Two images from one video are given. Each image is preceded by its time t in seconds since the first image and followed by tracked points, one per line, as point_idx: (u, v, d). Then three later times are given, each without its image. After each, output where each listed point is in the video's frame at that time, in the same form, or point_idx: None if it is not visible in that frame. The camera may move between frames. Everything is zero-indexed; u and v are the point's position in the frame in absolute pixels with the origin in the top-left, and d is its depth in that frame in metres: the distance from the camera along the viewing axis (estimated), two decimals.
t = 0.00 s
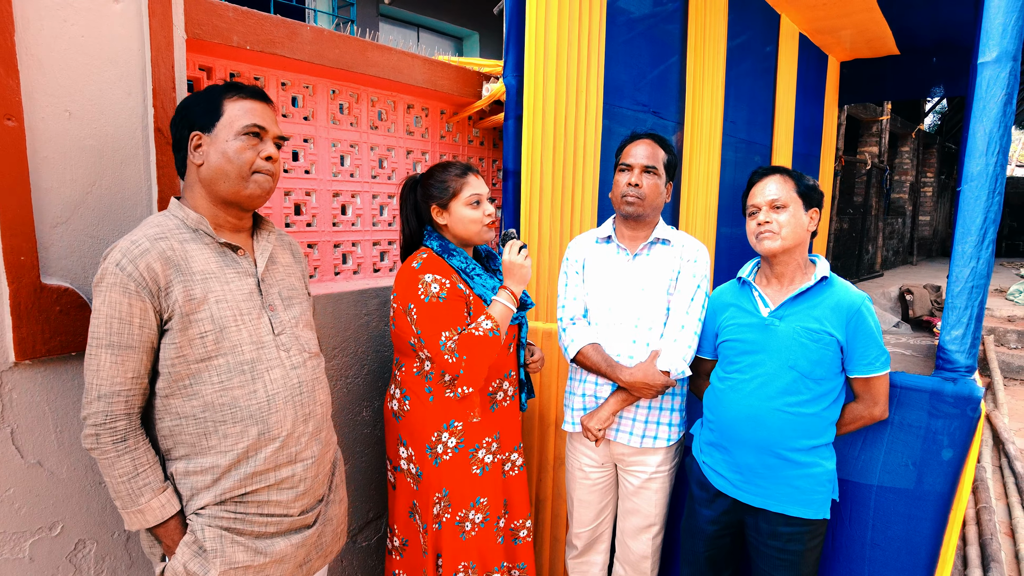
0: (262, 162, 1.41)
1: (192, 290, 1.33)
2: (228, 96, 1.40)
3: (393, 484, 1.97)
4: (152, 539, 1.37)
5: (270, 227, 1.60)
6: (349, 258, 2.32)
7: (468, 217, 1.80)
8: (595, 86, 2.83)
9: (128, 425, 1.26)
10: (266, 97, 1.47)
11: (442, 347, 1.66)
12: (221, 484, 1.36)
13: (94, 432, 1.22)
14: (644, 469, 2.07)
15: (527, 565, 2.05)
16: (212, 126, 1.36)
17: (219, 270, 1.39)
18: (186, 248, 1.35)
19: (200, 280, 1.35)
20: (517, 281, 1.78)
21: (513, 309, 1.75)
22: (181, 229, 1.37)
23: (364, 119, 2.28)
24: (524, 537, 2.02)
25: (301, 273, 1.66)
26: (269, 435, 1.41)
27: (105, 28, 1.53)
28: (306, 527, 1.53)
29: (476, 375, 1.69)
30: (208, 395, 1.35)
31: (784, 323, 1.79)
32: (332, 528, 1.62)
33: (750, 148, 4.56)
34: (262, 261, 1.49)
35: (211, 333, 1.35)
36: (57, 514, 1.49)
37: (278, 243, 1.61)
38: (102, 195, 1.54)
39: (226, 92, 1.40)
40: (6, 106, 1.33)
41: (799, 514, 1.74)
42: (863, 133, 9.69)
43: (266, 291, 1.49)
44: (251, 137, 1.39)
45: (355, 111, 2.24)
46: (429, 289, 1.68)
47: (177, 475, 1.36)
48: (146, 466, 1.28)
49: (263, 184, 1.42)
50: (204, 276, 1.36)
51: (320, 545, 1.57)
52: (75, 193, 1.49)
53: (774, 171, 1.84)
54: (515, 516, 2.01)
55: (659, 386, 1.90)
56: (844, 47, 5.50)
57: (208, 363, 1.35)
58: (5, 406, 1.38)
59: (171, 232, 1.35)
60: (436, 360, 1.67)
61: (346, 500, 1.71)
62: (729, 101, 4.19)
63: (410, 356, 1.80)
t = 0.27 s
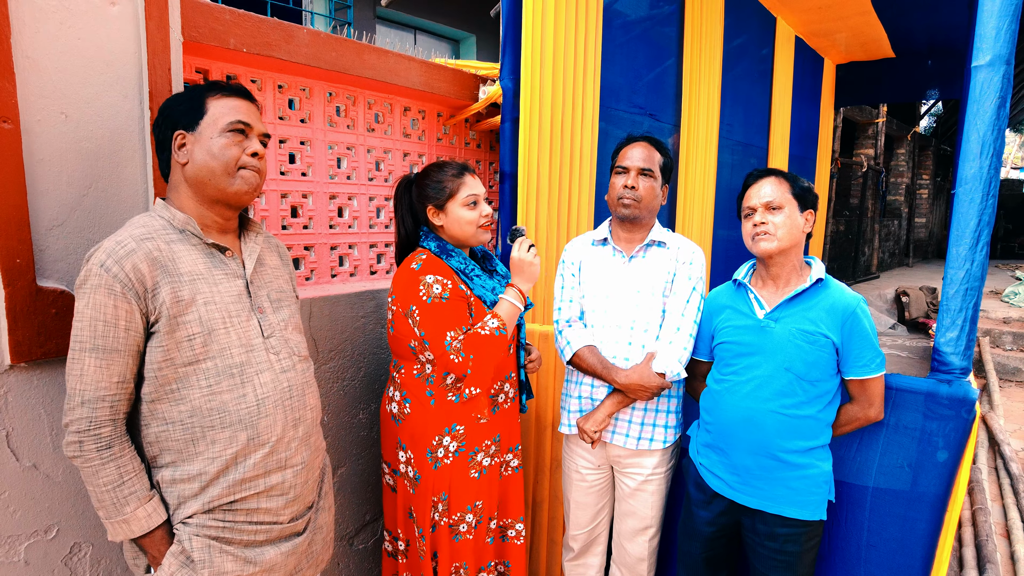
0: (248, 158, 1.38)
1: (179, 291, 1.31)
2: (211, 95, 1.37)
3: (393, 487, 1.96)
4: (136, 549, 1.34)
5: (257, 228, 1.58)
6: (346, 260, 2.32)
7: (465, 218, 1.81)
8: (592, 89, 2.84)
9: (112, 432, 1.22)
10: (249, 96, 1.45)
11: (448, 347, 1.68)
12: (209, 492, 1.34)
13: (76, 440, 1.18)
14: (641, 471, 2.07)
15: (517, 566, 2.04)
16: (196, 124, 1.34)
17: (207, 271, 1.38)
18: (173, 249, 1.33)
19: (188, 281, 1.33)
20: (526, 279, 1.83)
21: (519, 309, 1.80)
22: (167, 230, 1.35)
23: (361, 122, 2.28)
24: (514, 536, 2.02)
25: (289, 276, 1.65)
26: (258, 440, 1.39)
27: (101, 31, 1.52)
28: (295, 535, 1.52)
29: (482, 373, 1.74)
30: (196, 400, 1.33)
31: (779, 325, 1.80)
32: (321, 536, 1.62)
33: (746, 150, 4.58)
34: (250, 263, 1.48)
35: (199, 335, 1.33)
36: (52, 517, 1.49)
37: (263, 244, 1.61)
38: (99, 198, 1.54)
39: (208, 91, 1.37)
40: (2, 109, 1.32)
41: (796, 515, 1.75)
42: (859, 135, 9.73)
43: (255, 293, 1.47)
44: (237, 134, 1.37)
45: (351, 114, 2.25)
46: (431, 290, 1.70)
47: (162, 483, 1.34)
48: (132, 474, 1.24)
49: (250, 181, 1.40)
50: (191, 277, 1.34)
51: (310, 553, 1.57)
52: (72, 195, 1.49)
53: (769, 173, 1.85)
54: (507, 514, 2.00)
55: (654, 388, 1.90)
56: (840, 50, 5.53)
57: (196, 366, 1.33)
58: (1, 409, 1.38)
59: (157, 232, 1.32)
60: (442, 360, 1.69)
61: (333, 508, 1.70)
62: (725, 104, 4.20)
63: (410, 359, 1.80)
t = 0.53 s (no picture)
0: (235, 159, 1.37)
1: (164, 295, 1.29)
2: (196, 94, 1.36)
3: (393, 497, 1.94)
4: (121, 560, 1.32)
5: (245, 231, 1.56)
6: (343, 263, 2.32)
7: (467, 219, 1.80)
8: (589, 91, 2.84)
9: (94, 440, 1.20)
10: (236, 94, 1.43)
11: (496, 323, 1.64)
12: (195, 501, 1.32)
13: (56, 448, 1.16)
14: (638, 473, 2.07)
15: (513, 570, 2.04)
16: (181, 124, 1.33)
17: (193, 275, 1.35)
18: (157, 252, 1.31)
19: (173, 285, 1.31)
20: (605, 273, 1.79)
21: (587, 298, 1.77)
22: (152, 232, 1.32)
23: (359, 124, 2.28)
24: (512, 541, 2.01)
25: (278, 278, 1.62)
26: (246, 448, 1.37)
27: (97, 33, 1.52)
28: (285, 544, 1.49)
29: (529, 352, 1.70)
30: (181, 406, 1.31)
31: (777, 326, 1.80)
32: (313, 545, 1.59)
33: (744, 152, 4.59)
34: (237, 265, 1.45)
35: (184, 340, 1.31)
36: (48, 521, 1.48)
37: (252, 246, 1.58)
38: (96, 200, 1.54)
39: (193, 90, 1.35)
40: None
41: (794, 517, 1.74)
42: (856, 137, 9.76)
43: (241, 296, 1.44)
44: (222, 133, 1.36)
45: (349, 116, 2.25)
46: (454, 280, 1.66)
47: (148, 492, 1.31)
48: (115, 484, 1.22)
49: (236, 180, 1.39)
50: (176, 281, 1.32)
51: (301, 562, 1.54)
52: (68, 198, 1.49)
53: (766, 174, 1.86)
54: (505, 518, 2.00)
55: (650, 389, 1.90)
56: (837, 52, 5.55)
57: (182, 372, 1.31)
58: None
59: (141, 235, 1.30)
60: (490, 337, 1.64)
61: (327, 515, 1.68)
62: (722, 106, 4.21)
63: (417, 363, 1.77)
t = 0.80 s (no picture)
0: (192, 153, 1.31)
1: (118, 302, 1.25)
2: (150, 87, 1.31)
3: (394, 510, 1.88)
4: None
5: (209, 230, 1.51)
6: (332, 264, 2.29)
7: (469, 219, 1.78)
8: (581, 92, 2.84)
9: (44, 453, 1.17)
10: (193, 84, 1.38)
11: (535, 298, 1.59)
12: (151, 516, 1.28)
13: (4, 462, 1.13)
14: (627, 474, 2.06)
15: None
16: (133, 119, 1.28)
17: (150, 279, 1.31)
18: (112, 255, 1.27)
19: (128, 290, 1.27)
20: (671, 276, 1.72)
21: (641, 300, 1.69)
22: (107, 235, 1.29)
23: (348, 124, 2.26)
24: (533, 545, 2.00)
25: (244, 281, 1.58)
26: (205, 460, 1.33)
27: (80, 29, 1.49)
28: (250, 557, 1.45)
29: (573, 332, 1.65)
30: (137, 417, 1.27)
31: (767, 326, 1.80)
32: (284, 556, 1.55)
33: (735, 154, 4.60)
34: (199, 269, 1.41)
35: (141, 348, 1.27)
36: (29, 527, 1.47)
37: (216, 247, 1.53)
38: (80, 200, 1.50)
39: (147, 82, 1.31)
40: None
41: (784, 518, 1.74)
42: (846, 140, 9.83)
43: (204, 302, 1.40)
44: (179, 127, 1.30)
45: (338, 116, 2.23)
46: (477, 272, 1.64)
47: (101, 506, 1.27)
48: (65, 498, 1.19)
49: (196, 176, 1.33)
50: (132, 285, 1.28)
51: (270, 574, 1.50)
52: (50, 197, 1.45)
53: (755, 177, 1.85)
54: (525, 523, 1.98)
55: (639, 390, 1.89)
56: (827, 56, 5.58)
57: (139, 381, 1.27)
58: None
59: (95, 238, 1.26)
60: (532, 313, 1.59)
61: (299, 524, 1.65)
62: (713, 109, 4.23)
63: (428, 369, 1.72)
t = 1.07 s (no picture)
0: (191, 153, 1.31)
1: (115, 302, 1.25)
2: (149, 87, 1.31)
3: (397, 507, 1.88)
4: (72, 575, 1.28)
5: (208, 231, 1.51)
6: (331, 264, 2.29)
7: (468, 218, 1.79)
8: (580, 92, 2.84)
9: (41, 453, 1.17)
10: (193, 86, 1.38)
11: (533, 295, 1.60)
12: (147, 516, 1.28)
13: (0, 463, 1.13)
14: (627, 474, 2.06)
15: None
16: (132, 120, 1.28)
17: (148, 280, 1.31)
18: (110, 256, 1.27)
19: (126, 291, 1.27)
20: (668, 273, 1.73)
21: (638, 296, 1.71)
22: (105, 235, 1.28)
23: (347, 125, 2.26)
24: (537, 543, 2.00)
25: (243, 281, 1.58)
26: (203, 461, 1.33)
27: (80, 29, 1.49)
28: (247, 558, 1.45)
29: (570, 328, 1.66)
30: (134, 417, 1.27)
31: (768, 326, 1.80)
32: (281, 556, 1.55)
33: (733, 154, 4.61)
34: (197, 270, 1.41)
35: (138, 349, 1.27)
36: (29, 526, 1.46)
37: (216, 247, 1.53)
38: (79, 201, 1.50)
39: (146, 83, 1.31)
40: None
41: (782, 517, 1.74)
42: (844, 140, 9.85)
43: (201, 302, 1.40)
44: (178, 128, 1.30)
45: (337, 116, 2.23)
46: (476, 271, 1.65)
47: (98, 507, 1.27)
48: (61, 499, 1.19)
49: (196, 176, 1.33)
50: (129, 286, 1.28)
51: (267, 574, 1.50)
52: (50, 198, 1.45)
53: (739, 181, 1.87)
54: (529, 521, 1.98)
55: (638, 390, 1.89)
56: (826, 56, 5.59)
57: (136, 382, 1.27)
58: None
59: (92, 238, 1.26)
60: (531, 311, 1.60)
61: (298, 524, 1.65)
62: (712, 109, 4.23)
63: (428, 366, 1.73)
